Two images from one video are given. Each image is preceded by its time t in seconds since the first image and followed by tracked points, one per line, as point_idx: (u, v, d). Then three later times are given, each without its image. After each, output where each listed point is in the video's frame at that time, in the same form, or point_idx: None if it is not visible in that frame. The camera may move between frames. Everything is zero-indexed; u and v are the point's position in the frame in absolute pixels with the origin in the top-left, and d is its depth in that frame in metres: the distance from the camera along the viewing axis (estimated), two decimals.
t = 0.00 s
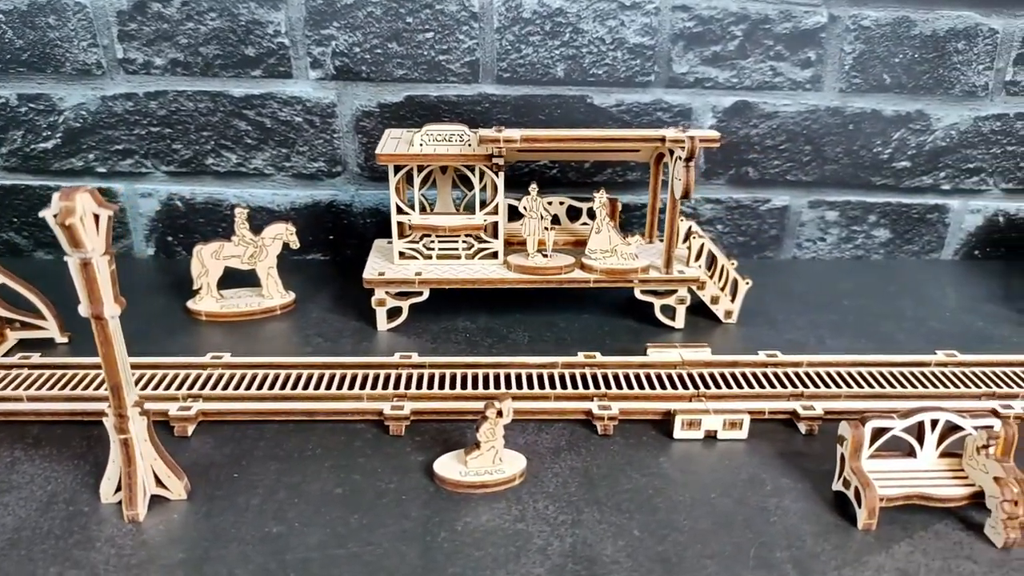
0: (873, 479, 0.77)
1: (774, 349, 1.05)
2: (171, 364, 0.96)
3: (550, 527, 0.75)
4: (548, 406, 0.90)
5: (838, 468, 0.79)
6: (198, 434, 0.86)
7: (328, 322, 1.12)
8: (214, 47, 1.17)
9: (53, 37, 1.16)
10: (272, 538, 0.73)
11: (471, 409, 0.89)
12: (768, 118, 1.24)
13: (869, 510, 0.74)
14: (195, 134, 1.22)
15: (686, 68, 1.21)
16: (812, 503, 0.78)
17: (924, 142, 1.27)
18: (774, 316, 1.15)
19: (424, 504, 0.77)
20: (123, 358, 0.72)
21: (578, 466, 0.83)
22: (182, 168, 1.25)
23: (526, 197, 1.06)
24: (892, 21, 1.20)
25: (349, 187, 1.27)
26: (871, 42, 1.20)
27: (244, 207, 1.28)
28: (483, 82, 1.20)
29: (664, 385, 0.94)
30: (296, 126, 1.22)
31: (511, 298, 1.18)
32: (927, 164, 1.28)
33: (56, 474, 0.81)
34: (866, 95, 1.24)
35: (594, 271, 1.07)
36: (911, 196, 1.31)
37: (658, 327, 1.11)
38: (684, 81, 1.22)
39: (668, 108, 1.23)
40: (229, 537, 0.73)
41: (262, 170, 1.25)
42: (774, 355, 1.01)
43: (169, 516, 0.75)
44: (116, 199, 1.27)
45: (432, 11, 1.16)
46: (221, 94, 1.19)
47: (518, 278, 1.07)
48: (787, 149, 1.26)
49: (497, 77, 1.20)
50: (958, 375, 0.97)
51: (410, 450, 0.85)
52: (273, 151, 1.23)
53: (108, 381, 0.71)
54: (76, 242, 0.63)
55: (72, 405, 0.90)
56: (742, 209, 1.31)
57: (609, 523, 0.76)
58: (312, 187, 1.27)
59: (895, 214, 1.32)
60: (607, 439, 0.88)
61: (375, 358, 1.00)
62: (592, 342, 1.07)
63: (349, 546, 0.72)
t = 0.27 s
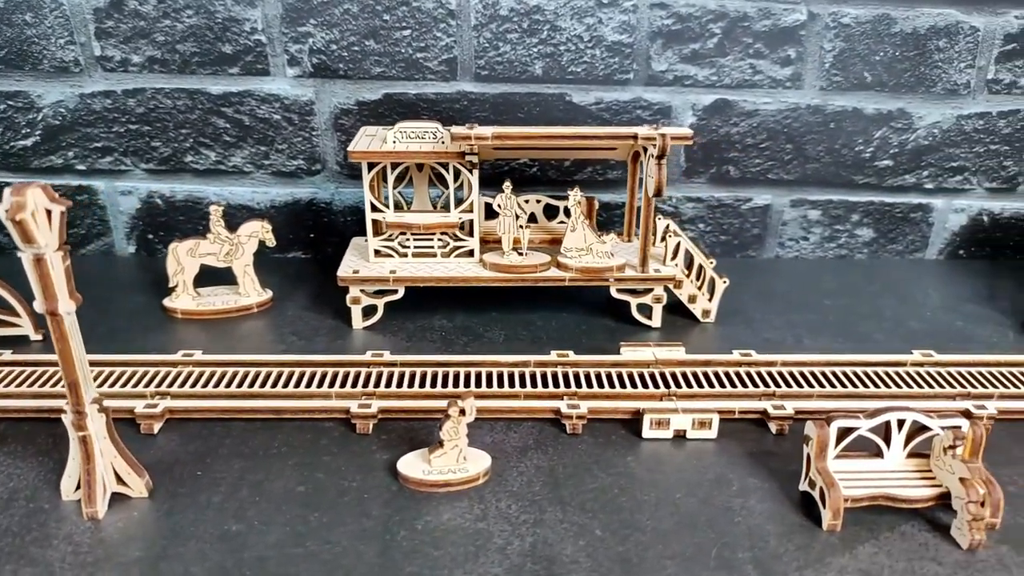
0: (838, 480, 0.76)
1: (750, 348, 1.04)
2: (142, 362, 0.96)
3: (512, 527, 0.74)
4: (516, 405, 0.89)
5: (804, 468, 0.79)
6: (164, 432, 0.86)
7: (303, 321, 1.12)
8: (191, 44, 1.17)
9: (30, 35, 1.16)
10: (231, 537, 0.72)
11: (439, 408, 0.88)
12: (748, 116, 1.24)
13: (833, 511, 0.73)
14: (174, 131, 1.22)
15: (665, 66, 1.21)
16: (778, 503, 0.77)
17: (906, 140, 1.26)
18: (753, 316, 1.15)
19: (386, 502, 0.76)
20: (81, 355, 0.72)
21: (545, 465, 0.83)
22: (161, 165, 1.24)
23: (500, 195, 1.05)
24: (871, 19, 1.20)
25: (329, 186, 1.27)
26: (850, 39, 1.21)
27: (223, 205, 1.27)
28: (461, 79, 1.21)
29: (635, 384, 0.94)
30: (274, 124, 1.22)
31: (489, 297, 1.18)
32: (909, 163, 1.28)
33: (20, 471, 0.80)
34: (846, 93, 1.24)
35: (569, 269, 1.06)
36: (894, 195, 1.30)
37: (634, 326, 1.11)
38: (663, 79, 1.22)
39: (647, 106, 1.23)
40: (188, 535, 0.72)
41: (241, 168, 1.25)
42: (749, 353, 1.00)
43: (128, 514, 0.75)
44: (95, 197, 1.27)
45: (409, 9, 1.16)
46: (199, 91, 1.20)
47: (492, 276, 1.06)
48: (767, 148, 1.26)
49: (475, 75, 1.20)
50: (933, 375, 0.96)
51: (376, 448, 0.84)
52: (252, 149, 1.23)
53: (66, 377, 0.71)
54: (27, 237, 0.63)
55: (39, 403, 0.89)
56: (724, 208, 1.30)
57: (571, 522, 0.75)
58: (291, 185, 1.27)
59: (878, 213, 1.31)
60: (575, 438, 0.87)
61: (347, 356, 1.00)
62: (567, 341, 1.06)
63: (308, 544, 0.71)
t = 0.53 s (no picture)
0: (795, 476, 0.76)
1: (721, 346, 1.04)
2: (112, 358, 0.97)
3: (468, 522, 0.74)
4: (481, 401, 0.90)
5: (763, 465, 0.79)
6: (130, 427, 0.87)
7: (278, 318, 1.12)
8: (167, 42, 1.18)
9: (7, 32, 1.17)
10: (188, 531, 0.73)
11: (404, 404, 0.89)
12: (726, 114, 1.23)
13: (788, 506, 0.73)
14: (152, 129, 1.23)
15: (642, 64, 1.21)
16: (736, 500, 0.77)
17: (885, 138, 1.26)
18: (727, 314, 1.15)
19: (344, 497, 0.77)
20: (36, 350, 0.73)
21: (506, 461, 0.83)
22: (139, 163, 1.25)
23: (472, 192, 1.05)
24: (848, 16, 1.19)
25: (307, 183, 1.27)
26: (828, 37, 1.20)
27: (202, 202, 1.28)
28: (438, 77, 1.20)
29: (602, 381, 0.94)
30: (251, 122, 1.22)
31: (464, 294, 1.18)
32: (887, 161, 1.27)
33: None
34: (825, 90, 1.23)
35: (542, 267, 1.06)
36: (873, 193, 1.30)
37: (607, 324, 1.11)
38: (640, 77, 1.21)
39: (624, 104, 1.22)
40: (145, 529, 0.73)
41: (220, 166, 1.25)
42: (717, 351, 1.00)
43: (88, 507, 0.75)
44: (75, 194, 1.28)
45: (385, 7, 1.16)
46: (176, 89, 1.20)
47: (465, 273, 1.06)
48: (745, 146, 1.25)
49: (452, 73, 1.20)
50: (901, 373, 0.96)
51: (339, 444, 0.85)
52: (230, 146, 1.24)
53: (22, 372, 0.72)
54: None
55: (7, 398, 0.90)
56: (703, 206, 1.30)
57: (527, 518, 0.75)
58: (269, 183, 1.27)
59: (857, 211, 1.30)
60: (539, 435, 0.87)
61: (317, 353, 1.00)
62: (539, 338, 1.06)
63: (263, 539, 0.72)
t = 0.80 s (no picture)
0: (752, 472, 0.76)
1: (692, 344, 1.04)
2: (83, 354, 0.97)
3: (425, 516, 0.75)
4: (447, 397, 0.90)
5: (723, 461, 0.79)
6: (96, 422, 0.87)
7: (252, 314, 1.13)
8: (146, 40, 1.18)
9: None
10: (146, 524, 0.73)
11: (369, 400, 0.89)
12: (702, 113, 1.24)
13: (745, 503, 0.73)
14: (131, 127, 1.23)
15: (619, 62, 1.21)
16: (695, 496, 0.77)
17: (863, 137, 1.25)
18: (701, 312, 1.15)
19: (304, 492, 0.77)
20: None
21: (468, 457, 0.83)
22: (118, 161, 1.26)
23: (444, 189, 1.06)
24: (826, 15, 1.18)
25: (286, 181, 1.28)
26: (805, 36, 1.19)
27: (181, 200, 1.29)
28: (415, 75, 1.21)
29: (569, 378, 0.94)
30: (229, 120, 1.23)
31: (439, 292, 1.18)
32: (865, 160, 1.27)
33: None
34: (802, 89, 1.22)
35: (514, 264, 1.06)
36: (851, 192, 1.29)
37: (580, 321, 1.11)
38: (617, 76, 1.21)
39: (601, 103, 1.22)
40: (103, 522, 0.73)
41: (198, 164, 1.26)
42: (687, 349, 1.00)
43: (49, 500, 0.76)
44: (55, 192, 1.28)
45: (362, 5, 1.17)
46: (154, 87, 1.21)
47: (438, 271, 1.06)
48: (723, 145, 1.25)
49: (429, 71, 1.20)
50: (870, 371, 0.96)
51: (303, 439, 0.85)
52: (209, 144, 1.25)
53: None
54: None
55: None
56: (680, 205, 1.30)
57: (484, 513, 0.75)
58: (248, 181, 1.28)
59: (835, 210, 1.30)
60: (503, 431, 0.87)
61: (287, 349, 1.00)
62: (510, 336, 1.06)
63: (220, 532, 0.72)
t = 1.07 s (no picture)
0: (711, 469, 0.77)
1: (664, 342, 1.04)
2: (56, 349, 0.98)
3: (386, 511, 0.75)
4: (415, 394, 0.90)
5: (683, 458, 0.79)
6: (65, 417, 0.88)
7: (229, 311, 1.13)
8: (123, 39, 1.19)
9: None
10: (108, 518, 0.73)
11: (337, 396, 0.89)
12: (679, 112, 1.24)
13: (703, 498, 0.73)
14: (110, 125, 1.24)
15: (594, 61, 1.21)
16: (656, 492, 0.78)
17: (839, 136, 1.25)
18: (675, 311, 1.15)
19: (267, 487, 0.78)
20: None
21: (433, 452, 0.83)
22: (98, 158, 1.27)
23: (416, 188, 1.06)
24: (800, 14, 1.19)
25: (265, 179, 1.29)
26: (780, 35, 1.20)
27: (161, 197, 1.29)
28: (392, 74, 1.21)
29: (538, 375, 0.95)
30: (207, 118, 1.24)
31: (416, 290, 1.19)
32: (842, 159, 1.27)
33: None
34: (778, 88, 1.23)
35: (486, 262, 1.07)
36: (829, 190, 1.30)
37: (554, 319, 1.11)
38: (593, 75, 1.22)
39: (578, 101, 1.23)
40: (67, 515, 0.73)
41: (177, 161, 1.27)
42: (657, 347, 1.01)
43: (14, 494, 0.76)
44: (35, 189, 1.29)
45: (338, 3, 1.17)
46: (132, 85, 1.22)
47: (411, 269, 1.07)
48: (699, 143, 1.26)
49: (405, 70, 1.21)
50: (839, 368, 0.97)
51: (269, 435, 0.85)
52: (187, 142, 1.25)
53: None
54: None
55: None
56: (658, 204, 1.30)
57: (445, 507, 0.76)
58: (227, 178, 1.28)
59: (813, 208, 1.31)
60: (470, 427, 0.88)
61: (260, 346, 1.01)
62: (484, 333, 1.07)
63: (181, 526, 0.72)
